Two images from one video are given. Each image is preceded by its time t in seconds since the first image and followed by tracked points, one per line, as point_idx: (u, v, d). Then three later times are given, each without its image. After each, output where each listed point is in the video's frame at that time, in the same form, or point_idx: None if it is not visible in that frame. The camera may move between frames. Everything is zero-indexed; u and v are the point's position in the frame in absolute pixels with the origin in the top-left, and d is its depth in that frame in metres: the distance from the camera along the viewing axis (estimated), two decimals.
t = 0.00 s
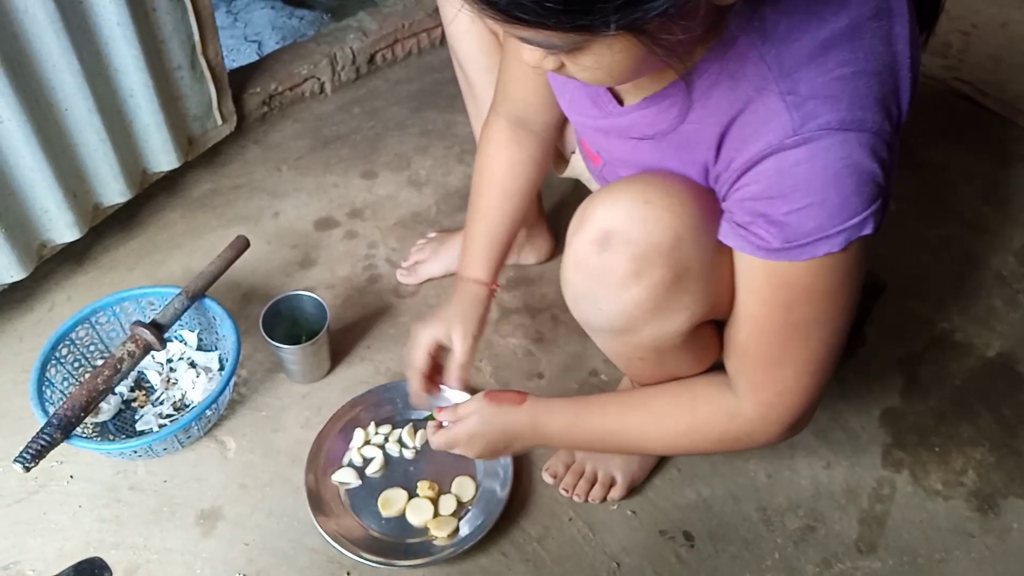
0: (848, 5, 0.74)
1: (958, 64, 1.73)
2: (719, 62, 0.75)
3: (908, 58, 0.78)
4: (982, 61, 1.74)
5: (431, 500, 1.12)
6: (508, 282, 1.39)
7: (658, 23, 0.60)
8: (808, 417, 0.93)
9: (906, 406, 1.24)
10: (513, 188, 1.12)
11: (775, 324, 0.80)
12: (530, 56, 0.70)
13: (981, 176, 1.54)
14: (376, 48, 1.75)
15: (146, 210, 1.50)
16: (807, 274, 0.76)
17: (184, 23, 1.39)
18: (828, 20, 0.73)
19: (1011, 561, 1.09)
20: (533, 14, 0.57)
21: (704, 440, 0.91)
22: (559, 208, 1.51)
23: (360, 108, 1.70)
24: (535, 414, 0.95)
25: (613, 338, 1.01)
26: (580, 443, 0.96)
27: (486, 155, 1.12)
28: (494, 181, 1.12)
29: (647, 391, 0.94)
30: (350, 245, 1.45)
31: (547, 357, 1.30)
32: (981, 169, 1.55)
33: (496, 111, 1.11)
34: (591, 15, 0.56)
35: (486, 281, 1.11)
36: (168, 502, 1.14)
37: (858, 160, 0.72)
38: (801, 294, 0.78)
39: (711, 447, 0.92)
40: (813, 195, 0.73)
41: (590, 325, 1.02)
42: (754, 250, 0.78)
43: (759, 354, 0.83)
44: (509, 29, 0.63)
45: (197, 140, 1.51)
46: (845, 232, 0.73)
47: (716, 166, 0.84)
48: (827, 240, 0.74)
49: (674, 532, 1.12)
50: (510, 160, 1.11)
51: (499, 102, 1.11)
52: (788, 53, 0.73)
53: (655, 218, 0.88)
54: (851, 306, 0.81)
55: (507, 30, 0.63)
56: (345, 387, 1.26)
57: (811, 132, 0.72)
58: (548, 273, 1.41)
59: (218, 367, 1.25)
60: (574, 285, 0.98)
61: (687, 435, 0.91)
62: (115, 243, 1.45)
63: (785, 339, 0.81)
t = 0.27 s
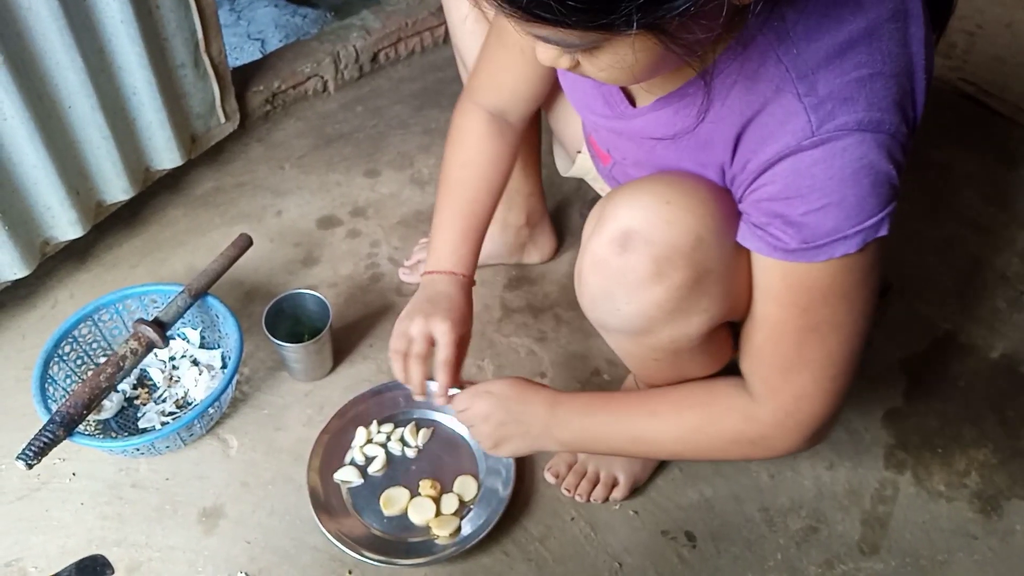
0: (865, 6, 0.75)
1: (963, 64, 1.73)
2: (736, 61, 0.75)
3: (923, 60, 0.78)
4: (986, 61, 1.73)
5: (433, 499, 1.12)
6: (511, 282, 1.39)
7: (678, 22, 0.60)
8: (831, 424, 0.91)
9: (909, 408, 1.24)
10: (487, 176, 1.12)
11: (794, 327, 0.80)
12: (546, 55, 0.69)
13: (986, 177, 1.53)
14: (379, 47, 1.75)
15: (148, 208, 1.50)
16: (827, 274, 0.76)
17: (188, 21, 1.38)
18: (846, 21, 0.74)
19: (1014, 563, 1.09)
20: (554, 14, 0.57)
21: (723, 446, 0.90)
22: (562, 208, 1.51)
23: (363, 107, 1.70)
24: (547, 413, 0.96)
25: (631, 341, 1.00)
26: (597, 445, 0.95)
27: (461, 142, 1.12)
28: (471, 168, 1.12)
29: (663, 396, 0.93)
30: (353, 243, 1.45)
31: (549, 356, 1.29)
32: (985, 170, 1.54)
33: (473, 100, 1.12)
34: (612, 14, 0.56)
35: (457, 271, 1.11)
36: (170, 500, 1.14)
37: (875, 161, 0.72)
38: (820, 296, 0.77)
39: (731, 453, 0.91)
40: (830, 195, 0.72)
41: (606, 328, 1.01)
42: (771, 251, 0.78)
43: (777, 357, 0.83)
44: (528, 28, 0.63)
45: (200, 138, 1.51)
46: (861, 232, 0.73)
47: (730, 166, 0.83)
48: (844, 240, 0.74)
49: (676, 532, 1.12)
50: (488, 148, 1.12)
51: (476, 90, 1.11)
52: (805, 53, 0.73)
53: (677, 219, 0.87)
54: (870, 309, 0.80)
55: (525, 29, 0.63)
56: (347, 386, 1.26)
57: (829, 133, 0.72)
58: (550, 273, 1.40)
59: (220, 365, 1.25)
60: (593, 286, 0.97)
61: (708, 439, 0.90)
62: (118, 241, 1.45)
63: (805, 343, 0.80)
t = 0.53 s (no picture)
0: (866, 4, 0.75)
1: (965, 63, 1.72)
2: (738, 64, 0.75)
3: (927, 53, 0.78)
4: (989, 60, 1.73)
5: (434, 499, 1.12)
6: (513, 281, 1.39)
7: (674, 26, 0.60)
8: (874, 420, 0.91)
9: (911, 407, 1.24)
10: (479, 174, 1.13)
11: (817, 326, 0.80)
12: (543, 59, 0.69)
13: (988, 176, 1.53)
14: (380, 46, 1.75)
15: (150, 207, 1.50)
16: (846, 272, 0.76)
17: (189, 21, 1.38)
18: (848, 20, 0.74)
19: (1016, 563, 1.09)
20: (550, 21, 0.57)
21: (758, 443, 0.91)
22: (564, 207, 1.51)
23: (365, 106, 1.70)
24: (582, 408, 0.99)
25: (648, 342, 0.99)
26: (635, 440, 0.97)
27: (453, 140, 1.13)
28: (463, 167, 1.13)
29: (699, 395, 0.94)
30: (354, 243, 1.45)
31: (550, 356, 1.29)
32: (987, 169, 1.54)
33: (463, 98, 1.12)
34: (608, 20, 0.56)
35: (472, 272, 1.12)
36: (172, 499, 1.14)
37: (885, 157, 0.71)
38: (839, 294, 0.77)
39: (769, 450, 0.92)
40: (844, 193, 0.72)
41: (621, 330, 1.00)
42: (787, 252, 0.77)
43: (805, 356, 0.83)
44: (524, 33, 0.62)
45: (201, 137, 1.51)
46: (877, 228, 0.73)
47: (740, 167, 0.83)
48: (860, 237, 0.73)
49: (677, 532, 1.11)
50: (478, 147, 1.13)
51: (465, 88, 1.12)
52: (809, 53, 0.73)
53: (696, 220, 0.85)
54: (895, 304, 0.80)
55: (521, 35, 0.63)
56: (349, 385, 1.26)
57: (837, 132, 0.71)
58: (552, 272, 1.40)
59: (222, 365, 1.25)
60: (609, 289, 0.96)
61: (743, 437, 0.91)
62: (120, 240, 1.45)
63: (833, 341, 0.80)
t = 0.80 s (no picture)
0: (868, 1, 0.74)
1: (967, 61, 1.72)
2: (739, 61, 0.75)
3: (929, 49, 0.77)
4: (992, 58, 1.72)
5: (436, 497, 1.12)
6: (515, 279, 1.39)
7: (666, 24, 0.60)
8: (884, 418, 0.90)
9: (914, 405, 1.23)
10: (520, 188, 1.13)
11: (823, 324, 0.80)
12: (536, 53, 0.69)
13: (991, 174, 1.53)
14: (382, 44, 1.75)
15: (152, 206, 1.50)
16: (850, 270, 0.75)
17: (191, 19, 1.38)
18: (850, 16, 0.73)
19: (1020, 561, 1.08)
20: (540, 14, 0.57)
21: (767, 441, 0.91)
22: (566, 205, 1.50)
23: (366, 105, 1.70)
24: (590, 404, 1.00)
25: (653, 342, 0.98)
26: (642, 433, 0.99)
27: (489, 156, 1.13)
28: (502, 183, 1.13)
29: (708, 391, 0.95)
30: (356, 241, 1.45)
31: (553, 354, 1.29)
32: (990, 167, 1.54)
33: (497, 114, 1.12)
34: (598, 16, 0.56)
35: (511, 285, 1.12)
36: (174, 497, 1.14)
37: (889, 154, 0.71)
38: (844, 292, 0.77)
39: (779, 448, 0.92)
40: (847, 190, 0.72)
41: (626, 330, 1.00)
42: (790, 249, 0.77)
43: (812, 356, 0.83)
44: (516, 27, 0.62)
45: (203, 135, 1.51)
46: (880, 225, 0.73)
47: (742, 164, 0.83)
48: (863, 234, 0.73)
49: (680, 531, 1.11)
50: (516, 161, 1.13)
51: (499, 103, 1.11)
52: (810, 51, 0.73)
53: (702, 219, 0.85)
54: (902, 302, 0.79)
55: (513, 28, 0.62)
56: (351, 383, 1.26)
57: (840, 129, 0.71)
58: (554, 270, 1.40)
59: (224, 363, 1.25)
60: (613, 288, 0.95)
61: (752, 435, 0.92)
62: (122, 239, 1.45)
63: (840, 340, 0.80)
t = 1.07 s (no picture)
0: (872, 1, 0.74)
1: (969, 61, 1.72)
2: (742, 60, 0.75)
3: (932, 51, 0.77)
4: (993, 58, 1.72)
5: (437, 497, 1.12)
6: (516, 280, 1.39)
7: (667, 23, 0.60)
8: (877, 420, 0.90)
9: (915, 405, 1.23)
10: (499, 169, 1.16)
11: (820, 325, 0.80)
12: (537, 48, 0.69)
13: (992, 174, 1.53)
14: (383, 45, 1.75)
15: (153, 206, 1.50)
16: (847, 271, 0.75)
17: (192, 19, 1.38)
18: (854, 17, 0.73)
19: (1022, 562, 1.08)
20: (541, 10, 0.57)
21: (759, 443, 0.91)
22: (567, 205, 1.50)
23: (367, 105, 1.70)
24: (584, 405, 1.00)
25: (650, 341, 0.99)
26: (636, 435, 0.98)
27: (478, 134, 1.14)
28: (484, 162, 1.15)
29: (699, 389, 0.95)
30: (357, 241, 1.45)
31: (553, 354, 1.29)
32: (992, 167, 1.53)
33: (492, 94, 1.13)
34: (600, 13, 0.56)
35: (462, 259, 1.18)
36: (175, 497, 1.14)
37: (890, 155, 0.71)
38: (841, 293, 0.77)
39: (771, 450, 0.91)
40: (848, 191, 0.72)
41: (624, 329, 1.00)
42: (789, 249, 0.77)
43: (807, 356, 0.82)
44: (518, 21, 0.62)
45: (204, 136, 1.51)
46: (880, 227, 0.73)
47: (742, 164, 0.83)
48: (863, 235, 0.73)
49: (681, 531, 1.11)
50: (502, 142, 1.14)
51: (496, 84, 1.12)
52: (813, 51, 0.73)
53: (699, 218, 0.85)
54: (899, 304, 0.79)
55: (515, 22, 0.62)
56: (352, 383, 1.26)
57: (842, 129, 0.71)
58: (555, 270, 1.40)
59: (225, 363, 1.25)
60: (611, 287, 0.95)
61: (744, 437, 0.91)
62: (123, 239, 1.45)
63: (835, 342, 0.80)
